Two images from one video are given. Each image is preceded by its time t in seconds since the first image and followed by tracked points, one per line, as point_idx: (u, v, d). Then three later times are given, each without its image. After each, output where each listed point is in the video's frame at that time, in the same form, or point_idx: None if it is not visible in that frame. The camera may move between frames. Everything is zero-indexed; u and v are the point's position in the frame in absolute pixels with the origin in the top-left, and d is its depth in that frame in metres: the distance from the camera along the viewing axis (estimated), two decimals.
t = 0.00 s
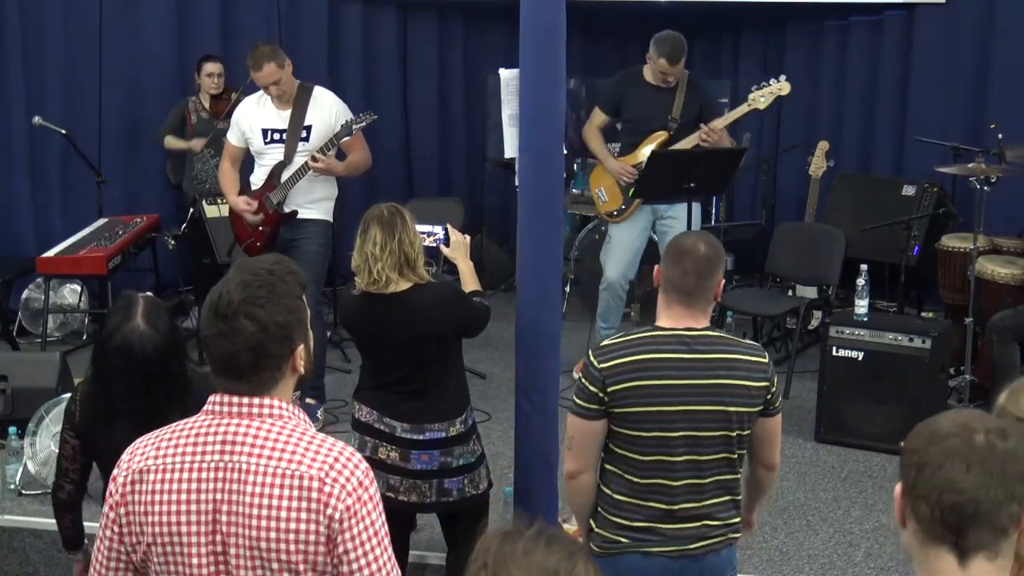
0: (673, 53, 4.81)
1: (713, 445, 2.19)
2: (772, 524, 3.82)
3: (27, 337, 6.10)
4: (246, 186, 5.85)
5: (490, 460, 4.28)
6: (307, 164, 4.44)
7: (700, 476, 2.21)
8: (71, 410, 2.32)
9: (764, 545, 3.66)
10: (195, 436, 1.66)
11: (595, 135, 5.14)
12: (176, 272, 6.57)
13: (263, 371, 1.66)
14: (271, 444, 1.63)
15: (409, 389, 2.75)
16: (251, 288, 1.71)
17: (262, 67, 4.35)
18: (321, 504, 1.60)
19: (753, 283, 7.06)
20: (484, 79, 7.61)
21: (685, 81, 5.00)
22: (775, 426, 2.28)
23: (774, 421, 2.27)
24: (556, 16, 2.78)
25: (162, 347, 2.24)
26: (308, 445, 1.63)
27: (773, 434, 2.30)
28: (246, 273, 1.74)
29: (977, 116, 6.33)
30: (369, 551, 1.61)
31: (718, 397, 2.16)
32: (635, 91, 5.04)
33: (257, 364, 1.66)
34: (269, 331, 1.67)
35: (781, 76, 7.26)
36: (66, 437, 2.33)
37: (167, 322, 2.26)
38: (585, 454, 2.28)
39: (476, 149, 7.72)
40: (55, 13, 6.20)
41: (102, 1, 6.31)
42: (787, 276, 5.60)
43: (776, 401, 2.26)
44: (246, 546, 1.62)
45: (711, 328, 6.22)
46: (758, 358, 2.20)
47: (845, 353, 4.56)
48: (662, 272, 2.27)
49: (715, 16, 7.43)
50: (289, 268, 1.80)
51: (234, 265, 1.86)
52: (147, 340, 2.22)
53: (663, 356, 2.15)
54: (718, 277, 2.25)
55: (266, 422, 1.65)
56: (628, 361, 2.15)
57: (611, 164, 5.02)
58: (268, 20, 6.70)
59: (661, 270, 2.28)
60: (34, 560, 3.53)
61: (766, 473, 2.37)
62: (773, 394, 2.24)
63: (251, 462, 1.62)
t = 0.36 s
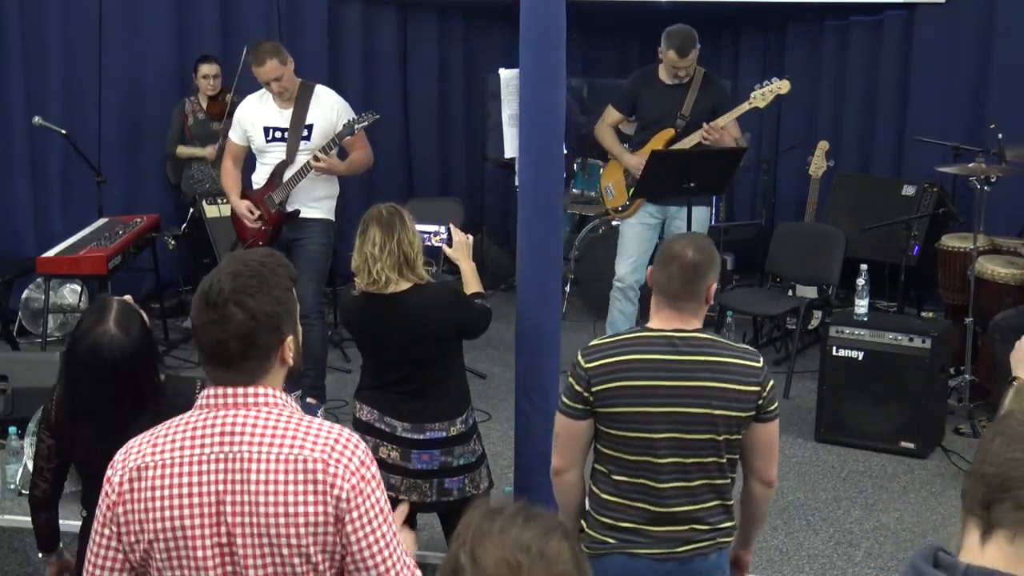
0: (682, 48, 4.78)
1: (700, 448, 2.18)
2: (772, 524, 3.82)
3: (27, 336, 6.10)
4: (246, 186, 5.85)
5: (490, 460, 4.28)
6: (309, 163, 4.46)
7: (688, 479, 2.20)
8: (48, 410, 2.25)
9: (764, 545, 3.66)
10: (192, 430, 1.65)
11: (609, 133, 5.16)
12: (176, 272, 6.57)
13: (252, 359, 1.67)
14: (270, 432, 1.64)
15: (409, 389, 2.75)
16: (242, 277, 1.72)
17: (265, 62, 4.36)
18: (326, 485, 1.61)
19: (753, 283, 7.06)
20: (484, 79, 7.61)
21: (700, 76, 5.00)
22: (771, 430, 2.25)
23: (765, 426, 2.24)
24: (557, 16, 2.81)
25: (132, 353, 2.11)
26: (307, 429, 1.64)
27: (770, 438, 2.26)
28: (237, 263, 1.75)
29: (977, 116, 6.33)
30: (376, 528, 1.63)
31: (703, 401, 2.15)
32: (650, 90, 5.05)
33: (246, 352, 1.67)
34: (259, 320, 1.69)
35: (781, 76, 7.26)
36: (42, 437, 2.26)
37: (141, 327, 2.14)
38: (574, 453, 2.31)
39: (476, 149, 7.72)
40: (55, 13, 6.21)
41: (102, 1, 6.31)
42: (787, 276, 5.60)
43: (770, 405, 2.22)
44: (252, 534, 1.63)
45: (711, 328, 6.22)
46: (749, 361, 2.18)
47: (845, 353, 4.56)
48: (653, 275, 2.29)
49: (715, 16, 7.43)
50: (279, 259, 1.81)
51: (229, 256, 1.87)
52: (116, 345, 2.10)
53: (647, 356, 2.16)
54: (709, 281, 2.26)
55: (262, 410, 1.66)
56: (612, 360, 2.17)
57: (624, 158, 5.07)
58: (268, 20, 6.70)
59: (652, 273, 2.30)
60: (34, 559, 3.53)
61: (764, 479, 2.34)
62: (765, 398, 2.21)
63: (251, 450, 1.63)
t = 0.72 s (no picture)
0: (658, 50, 4.80)
1: (640, 464, 2.05)
2: (772, 524, 3.82)
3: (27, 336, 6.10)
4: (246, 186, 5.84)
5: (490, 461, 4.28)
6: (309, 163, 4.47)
7: (632, 497, 2.07)
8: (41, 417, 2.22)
9: (765, 545, 3.66)
10: (196, 425, 1.66)
11: (598, 128, 5.21)
12: (176, 272, 6.57)
13: (251, 352, 1.66)
14: (271, 431, 1.63)
15: (409, 389, 2.75)
16: (245, 272, 1.70)
17: (266, 58, 4.37)
18: (320, 489, 1.60)
19: (753, 283, 7.07)
20: (485, 79, 7.61)
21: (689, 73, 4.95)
22: (722, 445, 2.08)
23: (716, 441, 2.07)
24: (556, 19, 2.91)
25: (113, 354, 2.08)
26: (307, 432, 1.63)
27: (722, 454, 2.10)
28: (245, 259, 1.73)
29: (977, 116, 6.33)
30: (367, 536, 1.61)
31: (638, 415, 2.03)
32: (639, 86, 5.08)
33: (245, 345, 1.66)
34: (256, 315, 1.66)
35: (781, 77, 7.26)
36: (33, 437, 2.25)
37: (121, 328, 2.11)
38: (524, 471, 2.22)
39: (476, 149, 7.72)
40: (55, 13, 6.22)
41: (102, 1, 6.31)
42: (786, 275, 5.60)
43: (718, 418, 2.06)
44: (246, 533, 1.62)
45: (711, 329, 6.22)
46: (691, 373, 2.03)
47: (845, 353, 4.56)
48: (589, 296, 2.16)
49: (715, 16, 7.44)
50: (294, 259, 1.78)
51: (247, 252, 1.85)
52: (95, 345, 2.07)
53: (579, 371, 2.06)
54: (643, 292, 2.12)
55: (265, 409, 1.65)
56: (546, 377, 2.08)
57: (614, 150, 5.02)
58: (268, 20, 6.70)
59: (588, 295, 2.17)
60: (34, 559, 3.53)
61: (724, 499, 2.18)
62: (709, 410, 2.04)
63: (251, 448, 1.62)
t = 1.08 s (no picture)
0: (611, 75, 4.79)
1: (629, 479, 2.01)
2: (772, 524, 3.82)
3: (26, 336, 6.10)
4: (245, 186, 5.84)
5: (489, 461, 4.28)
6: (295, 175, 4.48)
7: (620, 511, 2.04)
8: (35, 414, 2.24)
9: (765, 545, 3.66)
10: (201, 421, 1.65)
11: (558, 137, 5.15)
12: (176, 272, 6.57)
13: (282, 350, 1.69)
14: (275, 430, 1.61)
15: (409, 388, 2.75)
16: (272, 269, 1.73)
17: (266, 55, 4.35)
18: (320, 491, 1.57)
19: (753, 283, 7.07)
20: (484, 79, 7.61)
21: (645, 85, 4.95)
22: (713, 455, 2.04)
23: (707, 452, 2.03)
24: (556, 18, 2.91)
25: (98, 353, 2.08)
26: (311, 434, 1.61)
27: (714, 464, 2.05)
28: (267, 255, 1.76)
29: (977, 116, 6.33)
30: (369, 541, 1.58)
31: (625, 429, 1.98)
32: (596, 100, 5.05)
33: (276, 342, 1.69)
34: (291, 310, 1.71)
35: (781, 77, 7.26)
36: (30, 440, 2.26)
37: (110, 328, 2.10)
38: (517, 483, 2.20)
39: (477, 148, 7.72)
40: (55, 13, 6.22)
41: (102, 1, 6.31)
42: (786, 275, 5.60)
43: (710, 428, 2.00)
44: (245, 533, 1.60)
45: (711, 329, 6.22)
46: (681, 382, 1.98)
47: (845, 353, 4.56)
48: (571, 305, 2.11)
49: (715, 17, 7.44)
50: (300, 256, 1.81)
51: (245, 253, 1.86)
52: (82, 342, 2.07)
53: (566, 382, 2.01)
54: (628, 295, 2.07)
55: (272, 408, 1.65)
56: (531, 388, 2.04)
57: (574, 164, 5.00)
58: (268, 20, 6.69)
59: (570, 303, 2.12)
60: (34, 559, 3.53)
61: (714, 509, 2.15)
62: (700, 421, 1.99)
63: (254, 447, 1.61)
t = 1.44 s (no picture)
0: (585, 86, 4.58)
1: (690, 513, 1.97)
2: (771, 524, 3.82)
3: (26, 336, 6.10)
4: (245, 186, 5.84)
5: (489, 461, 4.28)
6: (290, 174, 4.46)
7: (679, 550, 1.99)
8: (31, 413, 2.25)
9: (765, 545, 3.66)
10: (198, 427, 1.64)
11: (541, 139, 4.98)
12: (175, 272, 6.57)
13: (254, 348, 1.67)
14: (274, 432, 1.62)
15: (408, 388, 2.75)
16: (245, 268, 1.72)
17: (262, 56, 4.36)
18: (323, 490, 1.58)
19: (754, 284, 7.06)
20: (484, 79, 7.62)
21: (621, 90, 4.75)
22: (768, 491, 2.02)
23: (765, 487, 2.01)
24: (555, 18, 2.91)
25: (93, 354, 2.08)
26: (311, 433, 1.62)
27: (771, 498, 2.03)
28: (243, 257, 1.75)
29: (977, 116, 6.33)
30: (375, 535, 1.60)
31: (691, 463, 1.94)
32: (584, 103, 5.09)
33: (248, 341, 1.67)
34: (260, 309, 1.68)
35: (781, 77, 7.26)
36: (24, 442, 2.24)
37: (108, 330, 2.11)
38: (553, 527, 2.11)
39: (477, 148, 7.72)
40: (55, 12, 6.22)
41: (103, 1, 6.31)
42: (786, 275, 5.60)
43: (769, 461, 2.00)
44: (251, 535, 1.61)
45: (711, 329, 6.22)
46: (741, 412, 1.95)
47: (845, 353, 4.57)
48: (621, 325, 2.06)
49: (715, 17, 7.44)
50: (290, 256, 1.80)
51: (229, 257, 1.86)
52: (77, 342, 2.07)
53: (620, 413, 1.95)
54: (684, 320, 2.04)
55: (268, 410, 1.64)
56: (585, 420, 1.97)
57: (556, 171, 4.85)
58: (268, 20, 6.70)
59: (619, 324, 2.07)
60: (35, 559, 3.53)
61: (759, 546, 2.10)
62: (762, 453, 1.98)
63: (254, 450, 1.61)
